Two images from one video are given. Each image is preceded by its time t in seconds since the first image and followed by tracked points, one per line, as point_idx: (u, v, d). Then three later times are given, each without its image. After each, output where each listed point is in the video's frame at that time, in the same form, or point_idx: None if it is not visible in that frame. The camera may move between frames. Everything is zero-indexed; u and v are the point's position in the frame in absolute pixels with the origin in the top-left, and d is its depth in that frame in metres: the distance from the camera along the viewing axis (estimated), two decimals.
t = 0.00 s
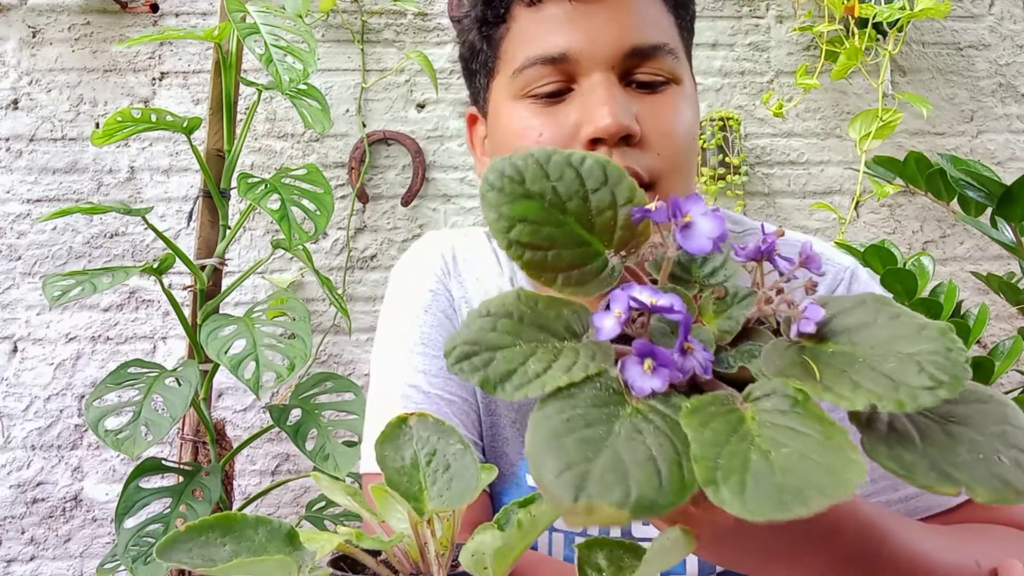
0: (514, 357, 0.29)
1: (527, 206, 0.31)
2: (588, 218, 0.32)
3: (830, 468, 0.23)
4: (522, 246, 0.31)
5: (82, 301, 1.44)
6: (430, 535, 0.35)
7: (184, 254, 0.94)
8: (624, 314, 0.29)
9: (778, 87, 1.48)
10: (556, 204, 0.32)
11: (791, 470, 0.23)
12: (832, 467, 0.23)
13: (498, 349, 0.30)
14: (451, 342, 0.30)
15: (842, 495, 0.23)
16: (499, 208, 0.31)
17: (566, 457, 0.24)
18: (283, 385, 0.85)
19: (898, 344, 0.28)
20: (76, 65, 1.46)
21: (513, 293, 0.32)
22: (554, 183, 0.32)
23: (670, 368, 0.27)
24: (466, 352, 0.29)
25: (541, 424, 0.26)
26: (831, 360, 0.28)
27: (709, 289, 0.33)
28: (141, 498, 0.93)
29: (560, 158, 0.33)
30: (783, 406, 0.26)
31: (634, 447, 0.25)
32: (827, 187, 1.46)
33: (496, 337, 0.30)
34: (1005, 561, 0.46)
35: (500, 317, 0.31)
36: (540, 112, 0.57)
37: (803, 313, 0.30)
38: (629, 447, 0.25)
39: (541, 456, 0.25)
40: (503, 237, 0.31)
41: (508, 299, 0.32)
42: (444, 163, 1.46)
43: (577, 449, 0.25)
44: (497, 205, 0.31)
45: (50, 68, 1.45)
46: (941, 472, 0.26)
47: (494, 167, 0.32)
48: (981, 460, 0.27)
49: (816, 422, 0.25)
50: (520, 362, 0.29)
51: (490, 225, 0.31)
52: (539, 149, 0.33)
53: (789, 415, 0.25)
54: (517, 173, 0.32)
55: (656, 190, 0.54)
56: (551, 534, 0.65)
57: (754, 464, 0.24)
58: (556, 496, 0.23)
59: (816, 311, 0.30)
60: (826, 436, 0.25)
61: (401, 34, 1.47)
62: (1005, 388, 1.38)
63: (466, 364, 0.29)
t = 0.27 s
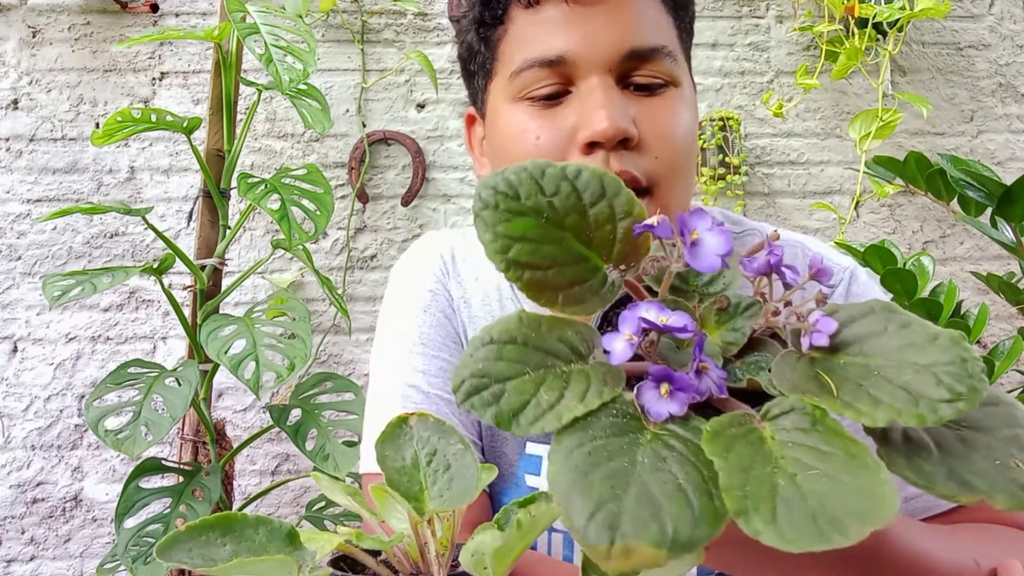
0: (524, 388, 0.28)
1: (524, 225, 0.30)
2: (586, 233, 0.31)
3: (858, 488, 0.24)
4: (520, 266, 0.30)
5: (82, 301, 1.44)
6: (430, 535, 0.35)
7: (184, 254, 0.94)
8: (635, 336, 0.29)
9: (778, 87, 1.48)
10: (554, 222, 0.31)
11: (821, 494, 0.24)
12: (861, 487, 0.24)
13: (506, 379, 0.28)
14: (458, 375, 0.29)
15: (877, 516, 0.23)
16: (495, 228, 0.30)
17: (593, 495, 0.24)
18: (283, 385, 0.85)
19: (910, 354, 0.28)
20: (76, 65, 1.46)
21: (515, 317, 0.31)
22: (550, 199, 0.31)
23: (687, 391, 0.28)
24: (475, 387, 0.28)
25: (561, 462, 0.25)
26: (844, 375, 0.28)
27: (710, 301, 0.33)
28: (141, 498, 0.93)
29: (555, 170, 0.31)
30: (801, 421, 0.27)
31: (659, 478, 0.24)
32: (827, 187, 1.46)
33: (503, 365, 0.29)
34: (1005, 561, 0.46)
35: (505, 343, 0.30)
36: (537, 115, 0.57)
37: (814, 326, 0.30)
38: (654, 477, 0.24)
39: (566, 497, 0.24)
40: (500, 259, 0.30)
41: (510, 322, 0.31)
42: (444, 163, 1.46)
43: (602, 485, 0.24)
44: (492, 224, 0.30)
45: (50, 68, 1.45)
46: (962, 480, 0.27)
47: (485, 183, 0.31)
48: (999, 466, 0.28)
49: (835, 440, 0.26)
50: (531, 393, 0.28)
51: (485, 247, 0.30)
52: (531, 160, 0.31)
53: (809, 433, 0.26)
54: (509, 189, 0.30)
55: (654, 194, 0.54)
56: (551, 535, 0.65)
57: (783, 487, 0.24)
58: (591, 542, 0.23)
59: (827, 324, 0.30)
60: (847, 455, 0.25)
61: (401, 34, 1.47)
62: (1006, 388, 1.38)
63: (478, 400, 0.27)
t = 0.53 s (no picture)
0: (529, 405, 0.28)
1: (508, 243, 0.30)
2: (570, 246, 0.31)
3: (873, 476, 0.24)
4: (510, 284, 0.30)
5: (82, 301, 1.44)
6: (431, 535, 0.35)
7: (184, 254, 0.94)
8: (634, 342, 0.29)
9: (778, 87, 1.48)
10: (539, 237, 0.31)
11: (837, 485, 0.24)
12: (877, 475, 0.24)
13: (508, 399, 0.28)
14: (459, 398, 0.28)
15: (896, 501, 0.23)
16: (479, 248, 0.30)
17: (614, 503, 0.24)
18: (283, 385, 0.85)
19: (903, 339, 0.28)
20: (76, 65, 1.46)
21: (508, 336, 0.31)
22: (533, 215, 0.30)
23: (692, 394, 0.27)
24: (479, 409, 0.28)
25: (577, 475, 0.25)
26: (842, 365, 0.28)
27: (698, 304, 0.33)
28: (141, 497, 0.93)
29: (535, 186, 0.31)
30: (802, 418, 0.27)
31: (675, 480, 0.25)
32: (827, 186, 1.46)
33: (504, 385, 0.29)
34: (1004, 561, 0.46)
35: (503, 362, 0.30)
36: (540, 119, 0.57)
37: (807, 320, 0.30)
38: (670, 480, 0.25)
39: (587, 508, 0.24)
40: (488, 278, 0.30)
41: (503, 341, 0.31)
42: (444, 163, 1.46)
43: (621, 492, 0.24)
44: (476, 245, 0.30)
45: (50, 68, 1.45)
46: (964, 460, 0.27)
47: (466, 204, 0.31)
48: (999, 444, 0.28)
49: (842, 431, 0.26)
50: (537, 409, 0.28)
51: (473, 268, 0.30)
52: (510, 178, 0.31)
53: (816, 426, 0.26)
54: (491, 208, 0.30)
55: (656, 199, 0.54)
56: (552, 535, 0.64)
57: (798, 481, 0.24)
58: (619, 551, 0.23)
59: (820, 316, 0.30)
60: (855, 444, 0.25)
61: (401, 34, 1.47)
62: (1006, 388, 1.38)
63: (485, 422, 0.27)
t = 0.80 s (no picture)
0: (546, 404, 0.28)
1: (504, 249, 0.31)
2: (565, 251, 0.32)
3: (902, 437, 0.23)
4: (509, 290, 0.31)
5: (82, 301, 1.44)
6: (431, 534, 0.35)
7: (184, 254, 0.94)
8: (644, 337, 0.29)
9: (778, 87, 1.48)
10: (534, 242, 0.32)
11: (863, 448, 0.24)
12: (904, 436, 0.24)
13: (521, 400, 0.28)
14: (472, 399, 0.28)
15: (925, 457, 0.23)
16: (477, 256, 0.31)
17: (647, 490, 0.23)
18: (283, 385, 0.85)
19: (895, 314, 0.28)
20: (76, 65, 1.46)
21: (514, 340, 0.31)
22: (527, 222, 0.32)
23: (706, 381, 0.27)
24: (497, 411, 0.27)
25: (606, 470, 0.25)
26: (842, 345, 0.28)
27: (691, 302, 0.34)
28: (141, 497, 0.93)
29: (528, 195, 0.32)
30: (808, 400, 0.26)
31: (701, 464, 0.24)
32: (827, 187, 1.46)
33: (515, 388, 0.29)
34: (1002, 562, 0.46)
35: (513, 367, 0.30)
36: (546, 119, 0.57)
37: (803, 305, 0.30)
38: (696, 465, 0.24)
39: (621, 499, 0.23)
40: (487, 283, 0.31)
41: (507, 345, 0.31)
42: (444, 163, 1.46)
43: (653, 481, 0.24)
44: (474, 252, 0.31)
45: (49, 68, 1.45)
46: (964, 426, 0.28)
47: (462, 214, 0.32)
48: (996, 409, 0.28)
49: (856, 403, 0.25)
50: (554, 409, 0.27)
51: (471, 275, 0.31)
52: (503, 190, 0.33)
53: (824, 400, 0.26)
54: (487, 216, 0.32)
55: (660, 202, 0.54)
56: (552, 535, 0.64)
57: (826, 453, 0.24)
58: (663, 535, 0.22)
59: (816, 301, 0.30)
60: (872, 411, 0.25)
61: (401, 34, 1.47)
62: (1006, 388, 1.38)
63: (505, 422, 0.27)
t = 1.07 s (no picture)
0: (532, 396, 0.28)
1: (490, 253, 0.31)
2: (552, 254, 0.32)
3: (877, 413, 0.24)
4: (497, 291, 0.31)
5: (82, 301, 1.44)
6: (432, 534, 0.35)
7: (184, 254, 0.94)
8: (625, 328, 0.29)
9: (778, 87, 1.48)
10: (519, 246, 0.32)
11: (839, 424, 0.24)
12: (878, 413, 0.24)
13: (508, 393, 0.28)
14: (464, 394, 0.29)
15: (897, 431, 0.23)
16: (464, 261, 0.31)
17: (625, 469, 0.23)
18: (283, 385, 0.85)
19: (872, 297, 0.29)
20: (76, 65, 1.46)
21: (504, 339, 0.31)
22: (512, 227, 0.32)
23: (686, 367, 0.27)
24: (484, 403, 0.28)
25: (589, 450, 0.25)
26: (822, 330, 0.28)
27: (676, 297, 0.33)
28: (141, 497, 0.93)
29: (512, 201, 0.32)
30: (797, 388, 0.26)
31: (681, 442, 0.24)
32: (828, 187, 1.46)
33: (501, 380, 0.29)
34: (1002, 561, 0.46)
35: (502, 363, 0.30)
36: (552, 119, 0.57)
37: (781, 293, 0.30)
38: (677, 444, 0.24)
39: (603, 476, 0.24)
40: (476, 285, 0.31)
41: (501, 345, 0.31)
42: (444, 163, 1.46)
43: (634, 460, 0.24)
44: (461, 256, 0.31)
45: (50, 67, 1.45)
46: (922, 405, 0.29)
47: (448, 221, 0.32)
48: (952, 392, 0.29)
49: (836, 384, 0.25)
50: (540, 400, 0.28)
51: (459, 279, 0.31)
52: (487, 198, 0.33)
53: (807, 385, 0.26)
54: (472, 223, 0.32)
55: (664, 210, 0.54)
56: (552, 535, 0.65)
57: (802, 429, 0.24)
58: (641, 510, 0.22)
59: (793, 289, 0.30)
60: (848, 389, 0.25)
61: (401, 34, 1.47)
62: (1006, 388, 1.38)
63: (492, 412, 0.27)
